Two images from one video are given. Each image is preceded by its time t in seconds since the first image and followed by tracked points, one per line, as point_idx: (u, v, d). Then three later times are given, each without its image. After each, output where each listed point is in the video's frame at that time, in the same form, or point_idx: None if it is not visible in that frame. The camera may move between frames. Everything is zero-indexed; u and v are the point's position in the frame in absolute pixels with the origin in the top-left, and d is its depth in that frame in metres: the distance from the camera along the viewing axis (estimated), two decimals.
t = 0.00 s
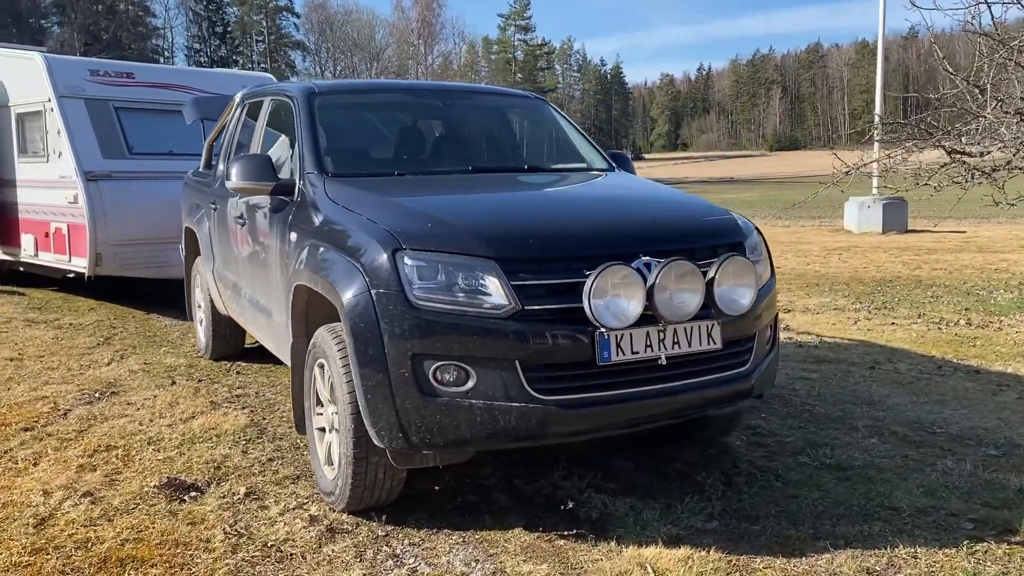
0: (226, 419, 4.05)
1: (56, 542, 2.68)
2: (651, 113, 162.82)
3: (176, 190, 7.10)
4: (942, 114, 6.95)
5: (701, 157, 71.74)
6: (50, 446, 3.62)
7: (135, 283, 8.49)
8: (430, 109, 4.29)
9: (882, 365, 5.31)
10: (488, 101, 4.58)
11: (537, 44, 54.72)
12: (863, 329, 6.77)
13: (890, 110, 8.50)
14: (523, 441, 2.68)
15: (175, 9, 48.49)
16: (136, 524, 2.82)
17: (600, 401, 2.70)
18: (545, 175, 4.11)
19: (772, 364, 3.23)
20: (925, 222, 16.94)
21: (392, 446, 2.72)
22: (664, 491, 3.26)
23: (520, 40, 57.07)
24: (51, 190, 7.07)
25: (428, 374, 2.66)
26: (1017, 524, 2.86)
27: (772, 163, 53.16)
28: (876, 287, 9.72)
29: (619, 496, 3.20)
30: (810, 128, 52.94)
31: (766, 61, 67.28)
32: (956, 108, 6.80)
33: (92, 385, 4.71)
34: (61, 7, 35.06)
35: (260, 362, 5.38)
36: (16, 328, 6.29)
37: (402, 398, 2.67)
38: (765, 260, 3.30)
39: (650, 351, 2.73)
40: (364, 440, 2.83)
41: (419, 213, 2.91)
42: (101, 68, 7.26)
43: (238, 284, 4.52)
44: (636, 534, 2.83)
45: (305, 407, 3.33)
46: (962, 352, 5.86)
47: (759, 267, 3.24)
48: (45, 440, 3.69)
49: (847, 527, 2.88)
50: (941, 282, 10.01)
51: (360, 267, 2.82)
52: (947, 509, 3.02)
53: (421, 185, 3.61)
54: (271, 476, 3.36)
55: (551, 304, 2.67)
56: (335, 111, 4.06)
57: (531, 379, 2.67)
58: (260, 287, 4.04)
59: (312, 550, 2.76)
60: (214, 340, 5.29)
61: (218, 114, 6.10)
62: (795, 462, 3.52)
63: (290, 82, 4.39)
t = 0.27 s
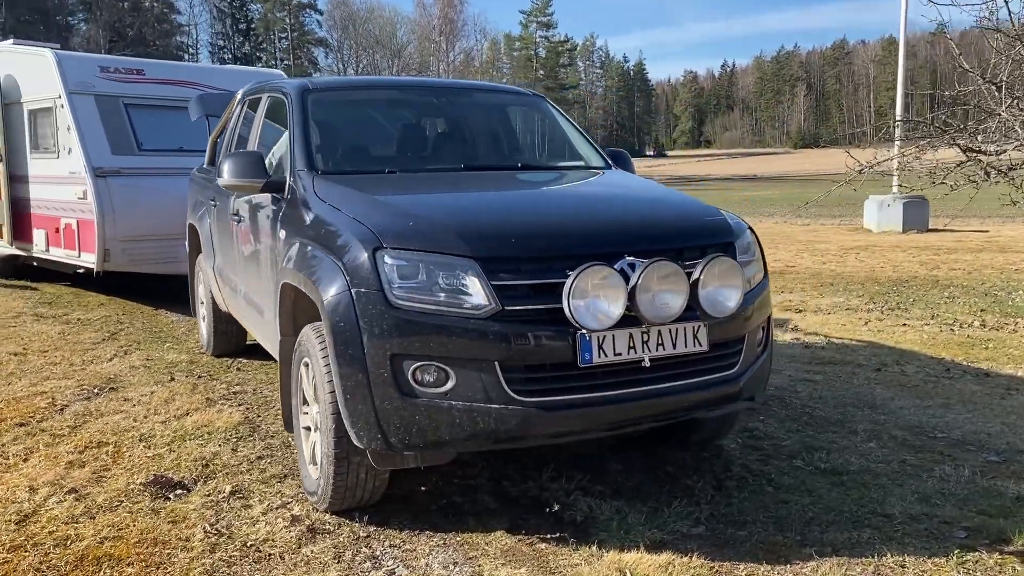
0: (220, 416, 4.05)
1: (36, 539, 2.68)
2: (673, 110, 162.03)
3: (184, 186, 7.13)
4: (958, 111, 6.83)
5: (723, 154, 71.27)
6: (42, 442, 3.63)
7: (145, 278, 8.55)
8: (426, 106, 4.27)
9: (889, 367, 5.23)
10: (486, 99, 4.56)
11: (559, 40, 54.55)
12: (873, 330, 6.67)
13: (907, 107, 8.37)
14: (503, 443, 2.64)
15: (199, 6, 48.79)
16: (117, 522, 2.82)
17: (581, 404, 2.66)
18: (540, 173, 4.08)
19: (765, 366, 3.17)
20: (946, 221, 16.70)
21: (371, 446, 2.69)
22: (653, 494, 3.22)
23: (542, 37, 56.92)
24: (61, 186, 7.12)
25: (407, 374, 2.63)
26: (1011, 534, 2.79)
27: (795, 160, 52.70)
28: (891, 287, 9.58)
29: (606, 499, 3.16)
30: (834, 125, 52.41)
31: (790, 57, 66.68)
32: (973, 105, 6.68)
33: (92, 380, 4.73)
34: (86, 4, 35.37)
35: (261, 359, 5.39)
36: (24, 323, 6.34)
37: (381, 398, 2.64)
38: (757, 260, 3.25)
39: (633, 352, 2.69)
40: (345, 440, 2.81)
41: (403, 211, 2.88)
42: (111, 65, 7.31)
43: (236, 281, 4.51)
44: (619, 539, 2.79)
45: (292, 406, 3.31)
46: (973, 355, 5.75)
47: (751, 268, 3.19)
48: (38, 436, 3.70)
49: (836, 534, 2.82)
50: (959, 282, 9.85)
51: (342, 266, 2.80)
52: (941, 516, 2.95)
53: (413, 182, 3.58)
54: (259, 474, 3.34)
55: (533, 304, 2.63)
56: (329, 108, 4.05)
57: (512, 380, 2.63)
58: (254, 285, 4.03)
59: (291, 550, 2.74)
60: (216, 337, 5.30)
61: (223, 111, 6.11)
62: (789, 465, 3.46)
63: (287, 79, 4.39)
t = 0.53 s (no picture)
0: (218, 415, 4.06)
1: (22, 538, 2.70)
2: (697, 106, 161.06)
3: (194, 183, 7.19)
4: (974, 110, 6.71)
5: (747, 151, 70.74)
6: (39, 440, 3.66)
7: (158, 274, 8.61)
8: (425, 106, 4.25)
9: (897, 371, 5.15)
10: (488, 97, 4.52)
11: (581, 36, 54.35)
12: (885, 333, 6.57)
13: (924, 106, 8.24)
14: (487, 448, 2.62)
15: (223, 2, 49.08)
16: (104, 523, 2.83)
17: (566, 409, 2.64)
18: (537, 173, 4.04)
19: (759, 371, 3.12)
20: (970, 220, 16.46)
21: (355, 450, 2.67)
22: (644, 499, 3.18)
23: (564, 33, 56.74)
24: (74, 182, 7.17)
25: (391, 378, 2.62)
26: (1007, 546, 2.73)
27: (819, 158, 52.18)
28: (909, 287, 9.45)
29: (596, 505, 3.13)
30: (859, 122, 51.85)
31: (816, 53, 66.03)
32: (989, 104, 6.57)
33: (95, 378, 4.76)
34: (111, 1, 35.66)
35: (265, 357, 5.40)
36: (35, 319, 6.40)
37: (365, 402, 2.62)
38: (753, 265, 3.21)
39: (619, 358, 2.66)
40: (330, 443, 2.79)
41: (391, 213, 2.86)
42: (124, 63, 7.34)
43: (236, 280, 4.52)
44: (605, 546, 2.76)
45: (283, 407, 3.31)
46: (985, 359, 5.65)
47: (746, 272, 3.14)
48: (36, 433, 3.73)
49: (826, 544, 2.78)
50: (978, 283, 9.70)
51: (328, 268, 2.78)
52: (936, 527, 2.90)
53: (407, 183, 3.56)
54: (250, 475, 3.35)
55: (517, 309, 2.61)
56: (327, 107, 4.04)
57: (496, 385, 2.61)
58: (252, 284, 4.03)
59: (275, 553, 2.74)
60: (220, 335, 5.32)
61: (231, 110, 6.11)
62: (785, 472, 3.41)
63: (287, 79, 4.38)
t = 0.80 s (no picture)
0: (222, 411, 4.08)
1: (19, 534, 2.72)
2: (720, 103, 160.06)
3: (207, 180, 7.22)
4: (994, 108, 6.61)
5: (770, 148, 70.19)
6: (44, 435, 3.69)
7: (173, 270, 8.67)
8: (430, 103, 4.23)
9: (909, 373, 5.08)
10: (494, 95, 4.50)
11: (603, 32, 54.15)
12: (900, 334, 6.49)
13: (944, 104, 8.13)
14: (480, 449, 2.60)
15: None
16: (100, 519, 2.84)
17: (561, 410, 2.62)
18: (541, 172, 4.01)
19: (761, 372, 3.08)
20: (994, 220, 16.23)
21: (349, 450, 2.67)
22: (643, 501, 3.16)
23: (586, 29, 56.52)
24: (89, 178, 7.23)
25: (384, 378, 2.61)
26: (1010, 554, 2.68)
27: (843, 155, 51.69)
28: (928, 287, 9.33)
29: (595, 506, 3.10)
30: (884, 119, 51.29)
31: (840, 50, 65.38)
32: (1009, 103, 6.46)
33: (104, 373, 4.80)
34: None
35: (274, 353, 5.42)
36: (50, 314, 6.46)
37: (358, 402, 2.62)
38: (756, 265, 3.17)
39: (614, 359, 2.63)
40: (325, 441, 2.79)
41: (388, 212, 2.85)
42: (140, 59, 7.39)
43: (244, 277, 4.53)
44: (599, 548, 2.74)
45: (283, 404, 3.31)
46: (1001, 361, 5.57)
47: (747, 272, 3.10)
48: (41, 428, 3.76)
49: (825, 549, 2.74)
50: (999, 284, 9.55)
51: (324, 266, 2.78)
52: (939, 533, 2.85)
53: (408, 181, 3.55)
54: (250, 472, 3.35)
55: (512, 309, 2.59)
56: (331, 105, 4.04)
57: (490, 385, 2.59)
58: (257, 281, 4.04)
59: (270, 551, 2.74)
60: (229, 331, 5.34)
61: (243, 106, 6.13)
62: (788, 475, 3.37)
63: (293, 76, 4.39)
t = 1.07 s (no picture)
0: (226, 404, 4.08)
1: (15, 525, 2.72)
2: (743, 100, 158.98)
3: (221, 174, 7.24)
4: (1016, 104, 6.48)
5: (793, 146, 69.61)
6: (48, 426, 3.70)
7: (189, 264, 8.71)
8: (436, 97, 4.20)
9: (924, 373, 4.99)
10: (501, 89, 4.46)
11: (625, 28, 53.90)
12: (917, 333, 6.39)
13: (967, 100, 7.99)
14: (475, 445, 2.57)
15: None
16: (97, 511, 2.84)
17: (557, 407, 2.58)
18: (546, 166, 3.96)
19: (765, 370, 3.03)
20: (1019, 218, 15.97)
21: (344, 445, 2.65)
22: (644, 500, 3.12)
23: (608, 25, 56.30)
24: (105, 172, 7.27)
25: (379, 372, 2.58)
26: (1017, 559, 2.62)
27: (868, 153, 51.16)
28: (948, 286, 9.19)
29: (594, 504, 3.07)
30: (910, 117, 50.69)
31: (866, 46, 64.70)
32: None
33: (113, 365, 4.82)
34: None
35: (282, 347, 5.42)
36: (64, 306, 6.51)
37: (353, 397, 2.59)
38: (760, 262, 3.12)
39: (612, 356, 2.59)
40: (321, 436, 2.77)
41: (386, 206, 2.83)
42: (156, 54, 7.42)
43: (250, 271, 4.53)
44: (596, 547, 2.70)
45: (283, 399, 3.30)
46: (1020, 362, 5.46)
47: (751, 269, 3.05)
48: (46, 420, 3.77)
49: (827, 551, 2.69)
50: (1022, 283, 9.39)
51: (321, 260, 2.75)
52: (945, 536, 2.79)
53: (410, 175, 3.53)
54: (250, 465, 3.34)
55: (508, 304, 2.55)
56: (336, 98, 4.02)
57: (485, 381, 2.56)
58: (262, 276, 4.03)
59: (264, 546, 2.73)
60: (238, 325, 5.34)
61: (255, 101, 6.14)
62: (793, 475, 3.31)
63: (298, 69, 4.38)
